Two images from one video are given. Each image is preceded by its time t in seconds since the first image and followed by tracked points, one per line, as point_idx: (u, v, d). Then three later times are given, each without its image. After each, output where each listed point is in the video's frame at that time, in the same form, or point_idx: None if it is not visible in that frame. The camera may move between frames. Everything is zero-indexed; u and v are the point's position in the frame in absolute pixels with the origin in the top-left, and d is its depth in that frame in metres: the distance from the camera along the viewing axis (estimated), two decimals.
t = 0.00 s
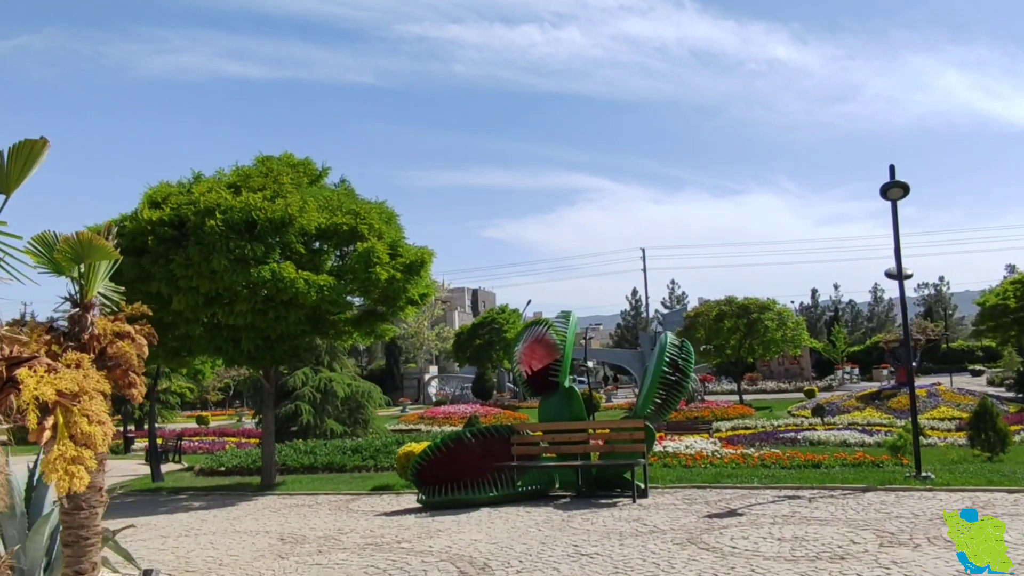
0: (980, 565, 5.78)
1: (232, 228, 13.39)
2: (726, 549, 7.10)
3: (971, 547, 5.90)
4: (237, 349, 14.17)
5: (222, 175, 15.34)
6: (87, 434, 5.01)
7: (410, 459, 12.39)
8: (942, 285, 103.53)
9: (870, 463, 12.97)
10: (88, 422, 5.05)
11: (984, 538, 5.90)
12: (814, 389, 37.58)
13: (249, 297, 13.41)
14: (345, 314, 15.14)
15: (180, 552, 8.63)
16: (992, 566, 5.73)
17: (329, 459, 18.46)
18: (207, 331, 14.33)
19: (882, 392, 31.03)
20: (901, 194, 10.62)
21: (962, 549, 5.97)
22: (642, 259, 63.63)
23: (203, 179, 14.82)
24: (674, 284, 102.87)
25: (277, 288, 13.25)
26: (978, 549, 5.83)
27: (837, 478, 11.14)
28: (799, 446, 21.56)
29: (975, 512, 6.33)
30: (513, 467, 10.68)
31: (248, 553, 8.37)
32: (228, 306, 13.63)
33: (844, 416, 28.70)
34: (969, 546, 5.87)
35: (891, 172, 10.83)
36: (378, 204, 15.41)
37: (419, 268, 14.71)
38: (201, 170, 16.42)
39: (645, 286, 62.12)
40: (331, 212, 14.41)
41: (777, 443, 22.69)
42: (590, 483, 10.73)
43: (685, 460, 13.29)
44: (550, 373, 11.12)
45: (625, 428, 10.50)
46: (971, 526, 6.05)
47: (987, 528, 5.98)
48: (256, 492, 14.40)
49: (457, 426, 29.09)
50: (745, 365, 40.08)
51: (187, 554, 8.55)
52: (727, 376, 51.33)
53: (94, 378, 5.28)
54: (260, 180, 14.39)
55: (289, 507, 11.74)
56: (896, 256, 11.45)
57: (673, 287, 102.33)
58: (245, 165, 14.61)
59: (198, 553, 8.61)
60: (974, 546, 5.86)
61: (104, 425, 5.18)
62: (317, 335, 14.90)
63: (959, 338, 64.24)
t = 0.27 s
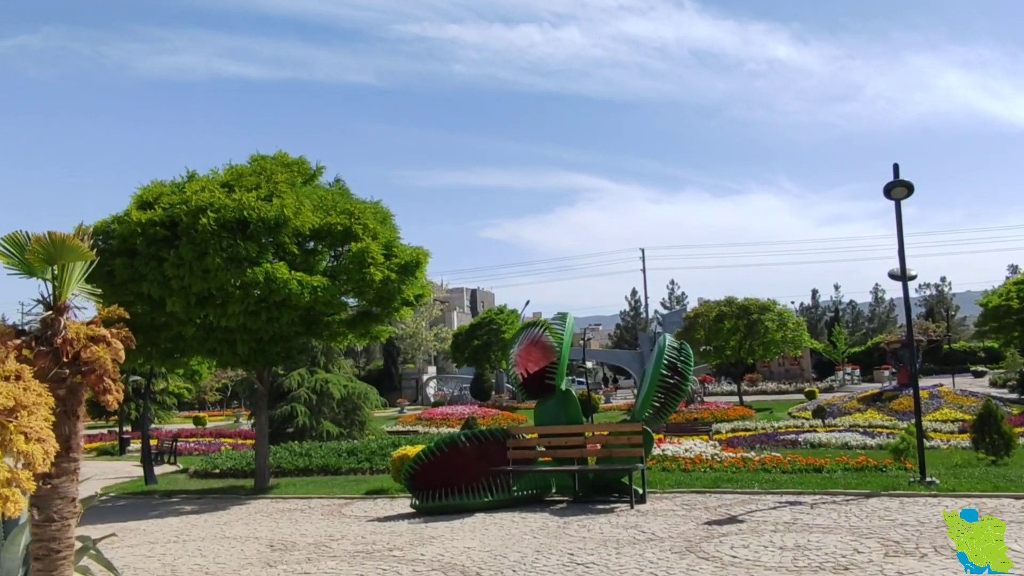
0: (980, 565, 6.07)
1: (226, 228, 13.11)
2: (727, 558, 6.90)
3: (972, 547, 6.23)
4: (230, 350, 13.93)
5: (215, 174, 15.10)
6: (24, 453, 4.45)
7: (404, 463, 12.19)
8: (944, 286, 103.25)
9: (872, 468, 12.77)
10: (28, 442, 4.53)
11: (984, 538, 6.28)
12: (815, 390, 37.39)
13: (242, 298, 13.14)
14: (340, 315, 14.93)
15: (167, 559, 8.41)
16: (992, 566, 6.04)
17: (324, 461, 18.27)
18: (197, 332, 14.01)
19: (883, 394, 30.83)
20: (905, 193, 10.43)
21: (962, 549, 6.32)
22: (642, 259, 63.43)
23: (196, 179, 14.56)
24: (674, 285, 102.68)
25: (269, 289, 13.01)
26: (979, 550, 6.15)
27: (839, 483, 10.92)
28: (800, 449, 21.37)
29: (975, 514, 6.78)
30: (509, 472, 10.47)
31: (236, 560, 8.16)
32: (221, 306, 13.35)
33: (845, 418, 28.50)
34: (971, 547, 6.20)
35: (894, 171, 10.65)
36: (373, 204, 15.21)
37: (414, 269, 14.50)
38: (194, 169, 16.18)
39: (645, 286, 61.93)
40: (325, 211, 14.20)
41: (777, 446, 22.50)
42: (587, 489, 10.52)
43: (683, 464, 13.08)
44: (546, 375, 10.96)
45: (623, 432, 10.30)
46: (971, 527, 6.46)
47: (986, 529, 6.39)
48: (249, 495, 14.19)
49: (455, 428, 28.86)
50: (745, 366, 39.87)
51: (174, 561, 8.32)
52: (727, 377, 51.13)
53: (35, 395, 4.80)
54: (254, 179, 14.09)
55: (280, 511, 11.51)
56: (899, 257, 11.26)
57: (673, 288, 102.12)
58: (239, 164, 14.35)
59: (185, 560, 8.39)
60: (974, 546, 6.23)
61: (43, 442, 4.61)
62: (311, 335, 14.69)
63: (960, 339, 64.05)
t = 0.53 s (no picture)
0: (980, 564, 6.03)
1: (215, 225, 12.89)
2: (723, 562, 6.71)
3: (972, 548, 6.21)
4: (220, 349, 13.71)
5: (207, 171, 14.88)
6: None
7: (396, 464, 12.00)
8: (943, 286, 103.14)
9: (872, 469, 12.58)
10: None
11: (984, 538, 6.26)
12: (814, 390, 37.22)
13: (232, 296, 12.91)
14: (333, 314, 14.72)
15: (150, 563, 8.20)
16: (992, 565, 5.99)
17: (319, 461, 18.08)
18: (188, 332, 13.81)
19: (883, 394, 30.67)
20: (906, 189, 10.26)
21: (963, 549, 6.31)
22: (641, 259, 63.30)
23: (187, 176, 14.34)
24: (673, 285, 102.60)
25: (260, 288, 12.79)
26: (979, 550, 6.13)
27: (839, 484, 10.72)
28: (799, 449, 21.20)
29: (975, 513, 6.82)
30: (502, 472, 10.27)
31: (221, 564, 7.96)
32: (211, 305, 13.12)
33: (844, 418, 28.33)
34: (971, 547, 6.19)
35: (895, 167, 10.47)
36: (366, 202, 15.02)
37: (408, 267, 14.28)
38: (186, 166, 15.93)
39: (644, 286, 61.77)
40: (317, 209, 14.01)
41: (776, 446, 22.34)
42: (582, 490, 10.33)
43: (680, 465, 12.89)
44: (540, 374, 10.77)
45: (618, 432, 10.10)
46: (971, 528, 6.45)
47: (987, 529, 6.38)
48: (240, 496, 13.99)
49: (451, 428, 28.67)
50: (744, 366, 39.69)
51: (157, 565, 8.11)
52: (725, 377, 50.98)
53: None
54: (245, 176, 13.89)
55: (270, 513, 11.30)
56: (900, 255, 11.08)
57: (671, 288, 102.00)
58: (229, 161, 14.12)
59: (168, 563, 8.18)
60: (974, 546, 6.22)
61: None
62: (303, 335, 14.48)
63: (960, 339, 63.92)
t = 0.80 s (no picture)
0: (980, 565, 6.08)
1: (201, 226, 12.70)
2: (717, 571, 6.53)
3: (972, 548, 6.29)
4: (210, 351, 13.55)
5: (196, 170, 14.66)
6: None
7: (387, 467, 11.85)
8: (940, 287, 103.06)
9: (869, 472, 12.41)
10: None
11: (984, 538, 6.32)
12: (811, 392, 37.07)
13: (220, 297, 12.73)
14: (325, 315, 14.51)
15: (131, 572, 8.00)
16: (992, 565, 6.04)
17: (310, 464, 17.87)
18: (176, 334, 13.67)
19: (880, 396, 30.54)
20: (905, 188, 10.10)
21: (963, 549, 6.38)
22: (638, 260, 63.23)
23: (176, 175, 14.11)
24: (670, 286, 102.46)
25: (248, 289, 12.59)
26: (979, 550, 6.20)
27: (836, 489, 10.55)
28: (796, 452, 21.04)
29: (975, 514, 6.88)
30: (494, 477, 10.10)
31: (202, 573, 7.76)
32: (200, 307, 12.95)
33: (841, 420, 28.17)
34: (970, 547, 6.26)
35: (893, 166, 10.30)
36: (358, 201, 14.84)
37: (400, 267, 14.07)
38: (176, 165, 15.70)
39: (641, 287, 61.58)
40: (307, 209, 13.83)
41: (773, 449, 22.18)
42: (575, 494, 10.16)
43: (675, 468, 12.72)
44: (532, 377, 10.58)
45: (611, 436, 9.92)
46: (971, 527, 6.51)
47: (987, 528, 6.41)
48: (229, 500, 13.79)
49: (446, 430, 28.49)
50: (741, 368, 39.51)
51: (136, 573, 7.91)
52: (722, 378, 50.82)
53: None
54: (233, 175, 13.69)
55: (258, 518, 11.09)
56: (899, 255, 10.91)
57: (669, 289, 101.88)
58: (217, 161, 13.91)
59: (148, 572, 7.98)
60: (974, 546, 6.29)
61: None
62: (293, 336, 14.30)
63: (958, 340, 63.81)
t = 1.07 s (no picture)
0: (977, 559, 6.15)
1: (189, 228, 12.44)
2: None
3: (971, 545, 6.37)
4: (200, 353, 13.36)
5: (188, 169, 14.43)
6: None
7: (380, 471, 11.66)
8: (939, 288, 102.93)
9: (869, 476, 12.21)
10: None
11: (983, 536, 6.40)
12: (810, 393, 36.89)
13: (210, 299, 12.53)
14: (318, 316, 14.31)
15: None
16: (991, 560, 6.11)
17: (304, 467, 17.66)
18: (166, 337, 13.48)
19: (879, 397, 30.36)
20: (905, 187, 9.91)
21: (962, 549, 6.18)
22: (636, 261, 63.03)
23: (167, 174, 13.88)
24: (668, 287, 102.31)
25: (238, 291, 12.40)
26: (978, 550, 6.00)
27: (836, 493, 10.34)
28: (795, 455, 20.85)
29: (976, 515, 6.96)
30: (487, 481, 9.91)
31: None
32: (189, 308, 12.76)
33: (840, 422, 27.97)
34: (970, 547, 6.07)
35: (894, 164, 10.11)
36: (351, 201, 14.65)
37: (393, 267, 13.86)
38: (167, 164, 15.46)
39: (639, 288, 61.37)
40: (299, 208, 13.64)
41: (771, 451, 21.99)
42: (570, 499, 9.96)
43: (672, 472, 12.52)
44: (526, 379, 10.38)
45: (606, 439, 9.72)
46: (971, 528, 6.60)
47: (987, 528, 6.21)
48: (220, 504, 13.58)
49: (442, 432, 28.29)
50: (739, 369, 39.30)
51: None
52: (720, 379, 50.65)
53: None
54: (224, 174, 13.47)
55: (247, 523, 10.89)
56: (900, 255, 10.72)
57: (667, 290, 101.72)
58: (208, 160, 13.67)
59: None
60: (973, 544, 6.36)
61: None
62: (285, 338, 14.10)
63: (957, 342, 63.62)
